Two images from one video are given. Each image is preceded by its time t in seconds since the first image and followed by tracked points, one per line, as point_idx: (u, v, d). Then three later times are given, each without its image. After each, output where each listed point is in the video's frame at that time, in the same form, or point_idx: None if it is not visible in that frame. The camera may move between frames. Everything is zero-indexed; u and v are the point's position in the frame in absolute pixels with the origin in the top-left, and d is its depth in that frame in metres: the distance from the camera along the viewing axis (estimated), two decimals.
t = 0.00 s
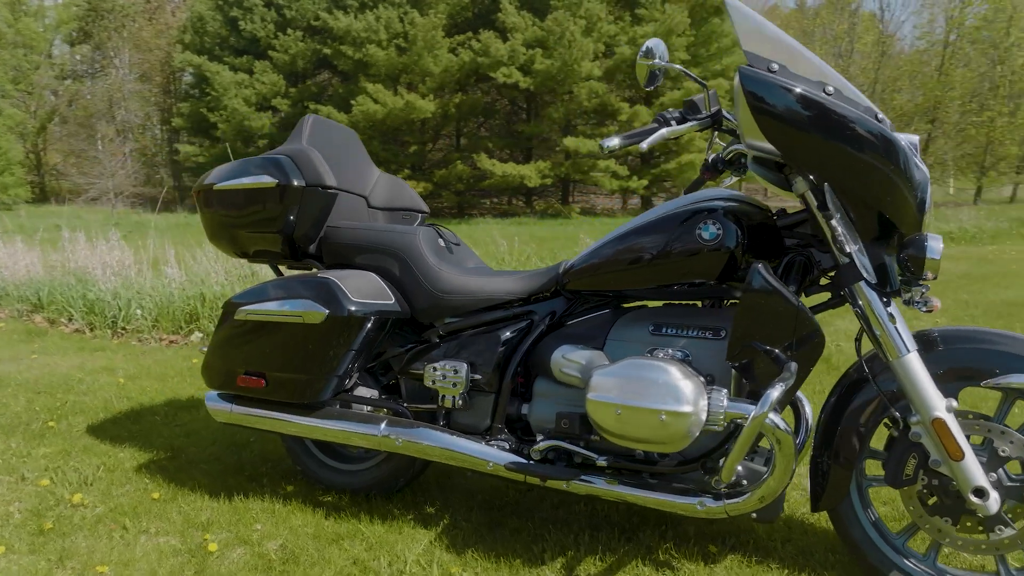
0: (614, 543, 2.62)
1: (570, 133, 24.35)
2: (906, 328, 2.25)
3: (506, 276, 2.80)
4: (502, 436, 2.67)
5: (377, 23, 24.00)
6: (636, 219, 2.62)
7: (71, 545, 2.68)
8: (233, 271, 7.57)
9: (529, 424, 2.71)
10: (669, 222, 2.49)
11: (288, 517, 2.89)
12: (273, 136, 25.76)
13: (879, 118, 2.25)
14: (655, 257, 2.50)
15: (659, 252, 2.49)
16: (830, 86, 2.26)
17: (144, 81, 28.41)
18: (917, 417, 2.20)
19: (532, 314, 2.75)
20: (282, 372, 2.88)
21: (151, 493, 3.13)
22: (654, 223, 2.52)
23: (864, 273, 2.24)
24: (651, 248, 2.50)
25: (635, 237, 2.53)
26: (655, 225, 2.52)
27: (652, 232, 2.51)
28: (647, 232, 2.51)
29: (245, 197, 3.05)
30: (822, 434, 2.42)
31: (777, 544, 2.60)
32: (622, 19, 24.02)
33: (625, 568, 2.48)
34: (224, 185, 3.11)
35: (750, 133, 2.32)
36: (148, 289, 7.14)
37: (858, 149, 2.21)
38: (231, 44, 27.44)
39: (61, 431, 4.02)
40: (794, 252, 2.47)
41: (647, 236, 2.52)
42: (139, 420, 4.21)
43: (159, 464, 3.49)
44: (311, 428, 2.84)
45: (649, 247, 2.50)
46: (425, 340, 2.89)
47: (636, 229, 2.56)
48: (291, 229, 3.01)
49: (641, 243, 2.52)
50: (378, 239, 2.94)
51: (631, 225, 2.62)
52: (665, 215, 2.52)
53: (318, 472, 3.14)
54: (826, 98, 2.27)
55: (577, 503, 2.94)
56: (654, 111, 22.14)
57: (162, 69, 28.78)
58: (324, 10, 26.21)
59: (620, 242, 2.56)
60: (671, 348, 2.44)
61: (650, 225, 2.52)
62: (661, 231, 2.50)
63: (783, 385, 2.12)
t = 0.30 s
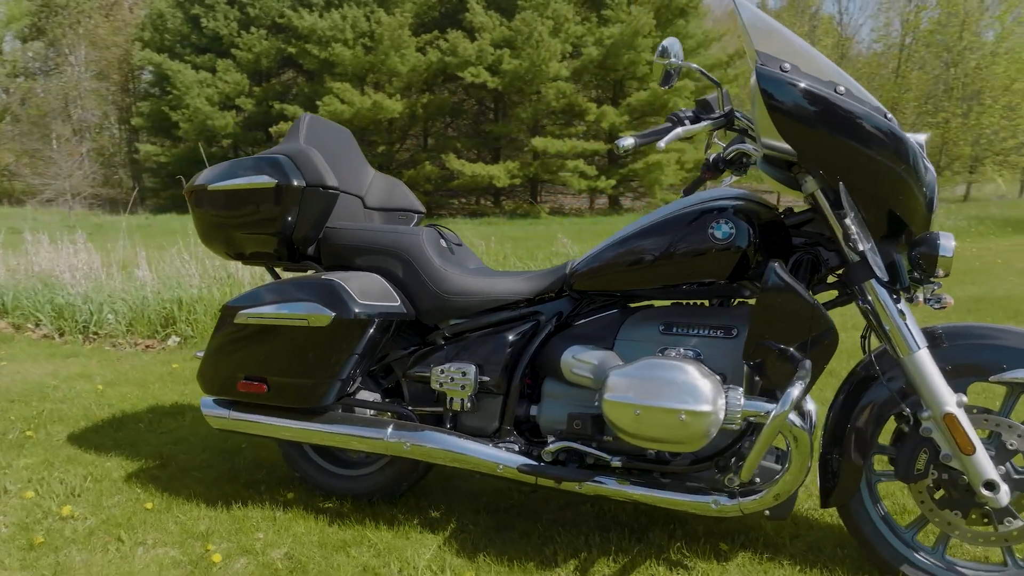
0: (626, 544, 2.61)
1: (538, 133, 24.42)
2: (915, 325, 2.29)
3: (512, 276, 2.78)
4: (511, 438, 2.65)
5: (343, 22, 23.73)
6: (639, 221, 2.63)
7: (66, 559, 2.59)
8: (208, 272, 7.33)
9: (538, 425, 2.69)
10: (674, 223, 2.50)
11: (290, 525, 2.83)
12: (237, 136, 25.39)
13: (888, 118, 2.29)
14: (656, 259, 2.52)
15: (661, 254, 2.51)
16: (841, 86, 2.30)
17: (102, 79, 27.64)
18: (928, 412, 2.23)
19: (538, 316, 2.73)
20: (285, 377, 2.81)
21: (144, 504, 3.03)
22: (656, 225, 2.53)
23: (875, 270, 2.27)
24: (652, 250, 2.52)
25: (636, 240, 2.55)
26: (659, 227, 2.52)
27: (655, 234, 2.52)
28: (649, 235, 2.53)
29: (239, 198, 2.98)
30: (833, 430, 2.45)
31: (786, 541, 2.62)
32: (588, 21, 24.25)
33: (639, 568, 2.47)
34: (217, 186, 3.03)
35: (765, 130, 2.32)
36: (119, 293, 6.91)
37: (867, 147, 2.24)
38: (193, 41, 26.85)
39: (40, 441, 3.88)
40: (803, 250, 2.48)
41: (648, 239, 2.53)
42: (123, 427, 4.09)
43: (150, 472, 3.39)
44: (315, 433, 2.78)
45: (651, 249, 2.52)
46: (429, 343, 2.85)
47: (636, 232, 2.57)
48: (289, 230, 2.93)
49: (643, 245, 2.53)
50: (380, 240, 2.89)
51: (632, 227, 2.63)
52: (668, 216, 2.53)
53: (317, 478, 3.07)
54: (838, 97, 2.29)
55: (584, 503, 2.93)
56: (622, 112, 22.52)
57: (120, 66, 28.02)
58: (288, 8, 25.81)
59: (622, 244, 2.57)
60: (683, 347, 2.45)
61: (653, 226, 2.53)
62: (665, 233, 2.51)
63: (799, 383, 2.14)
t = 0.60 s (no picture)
0: (639, 544, 2.61)
1: (506, 133, 24.55)
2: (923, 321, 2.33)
3: (515, 278, 2.75)
4: (522, 440, 2.63)
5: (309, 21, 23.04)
6: (642, 224, 2.64)
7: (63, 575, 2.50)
8: (183, 274, 7.13)
9: (547, 427, 2.67)
10: (678, 225, 2.51)
11: (295, 534, 2.77)
12: (201, 136, 25.07)
13: (896, 116, 2.33)
14: (657, 262, 2.53)
15: (662, 256, 2.52)
16: (851, 86, 2.32)
17: (57, 77, 26.84)
18: (938, 408, 2.27)
19: (546, 316, 2.71)
20: (289, 382, 2.76)
21: (139, 514, 2.95)
22: (659, 228, 2.54)
23: (885, 268, 2.30)
24: (653, 252, 2.53)
25: (636, 244, 2.56)
26: (661, 230, 2.53)
27: (658, 237, 2.53)
28: (650, 238, 2.54)
29: (233, 198, 2.91)
30: (842, 427, 2.48)
31: (795, 537, 2.66)
32: (556, 21, 24.51)
33: (654, 568, 2.48)
34: (210, 186, 2.96)
35: (780, 126, 2.31)
36: (90, 297, 6.68)
37: (875, 143, 2.27)
38: (152, 39, 26.21)
39: (21, 451, 3.74)
40: (811, 249, 2.50)
41: (649, 242, 2.54)
42: (107, 435, 3.97)
43: (143, 481, 3.29)
44: (321, 439, 2.73)
45: (651, 253, 2.53)
46: (435, 345, 2.82)
47: (636, 235, 2.59)
48: (289, 232, 2.86)
49: (643, 248, 2.54)
50: (380, 242, 2.84)
51: (634, 231, 2.64)
52: (671, 218, 2.54)
53: (320, 484, 3.02)
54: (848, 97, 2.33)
55: (592, 504, 2.93)
56: (590, 113, 23.05)
57: (77, 64, 27.24)
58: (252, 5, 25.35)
59: (622, 248, 2.58)
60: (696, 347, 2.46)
61: (655, 229, 2.54)
62: (667, 235, 2.52)
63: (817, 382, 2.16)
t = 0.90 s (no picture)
0: (650, 545, 2.62)
1: (475, 133, 24.54)
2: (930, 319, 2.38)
3: (518, 280, 2.73)
4: (533, 442, 2.62)
5: (273, 19, 22.80)
6: (643, 228, 2.66)
7: None
8: (156, 277, 6.95)
9: (557, 428, 2.66)
10: (681, 227, 2.52)
11: (300, 541, 2.72)
12: (163, 136, 24.57)
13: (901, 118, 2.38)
14: (657, 265, 2.55)
15: (663, 259, 2.54)
16: (858, 89, 2.37)
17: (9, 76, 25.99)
18: (945, 405, 2.32)
19: (553, 318, 2.71)
20: (295, 386, 2.70)
21: (136, 525, 2.86)
22: (665, 231, 2.55)
23: (894, 267, 2.34)
24: (653, 256, 2.55)
25: (636, 248, 2.58)
26: (663, 233, 2.55)
27: (660, 240, 2.54)
28: (650, 242, 2.56)
29: (228, 199, 2.85)
30: (850, 424, 2.52)
31: (802, 533, 2.69)
32: (523, 22, 24.65)
33: (667, 568, 2.49)
34: (205, 187, 2.89)
35: (794, 127, 2.30)
36: (61, 301, 6.45)
37: (881, 141, 2.30)
38: (110, 36, 25.54)
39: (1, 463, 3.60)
40: (818, 248, 2.52)
41: (649, 246, 2.56)
42: (91, 445, 3.85)
43: (136, 492, 3.20)
44: (328, 445, 2.69)
45: (652, 256, 2.55)
46: (442, 348, 2.80)
47: (637, 239, 2.60)
48: (290, 234, 2.81)
49: (644, 252, 2.56)
50: (382, 244, 2.81)
51: (636, 234, 2.66)
52: (673, 222, 2.56)
53: (323, 491, 2.96)
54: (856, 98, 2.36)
55: (599, 505, 2.93)
56: (558, 113, 23.34)
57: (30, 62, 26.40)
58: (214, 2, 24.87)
59: (622, 253, 2.59)
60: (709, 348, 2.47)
61: (657, 233, 2.55)
62: (668, 239, 2.53)
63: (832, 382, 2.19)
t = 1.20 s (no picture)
0: (661, 544, 2.63)
1: (442, 133, 24.44)
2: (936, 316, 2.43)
3: (524, 282, 2.72)
4: (544, 444, 2.61)
5: (237, 18, 22.35)
6: (645, 231, 2.68)
7: None
8: (130, 279, 6.77)
9: (568, 429, 2.66)
10: (686, 229, 2.55)
11: (308, 549, 2.67)
12: (123, 135, 23.98)
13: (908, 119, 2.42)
14: (657, 267, 2.58)
15: (664, 262, 2.57)
16: (867, 90, 2.40)
17: None
18: (951, 399, 2.38)
19: (562, 318, 2.71)
20: (303, 391, 2.67)
21: (135, 536, 2.79)
22: (670, 234, 2.57)
23: (901, 266, 2.39)
24: (653, 259, 2.58)
25: (637, 252, 2.60)
26: (664, 237, 2.58)
27: (665, 242, 2.57)
28: (651, 245, 2.58)
29: (226, 201, 2.79)
30: (857, 419, 2.56)
31: (809, 529, 2.72)
32: (491, 22, 24.71)
33: (681, 567, 2.50)
34: (202, 188, 2.83)
35: (808, 129, 2.32)
36: (30, 306, 6.24)
37: (887, 140, 2.34)
38: (66, 33, 24.84)
39: None
40: (824, 248, 2.56)
41: (650, 250, 2.59)
42: (77, 454, 3.73)
43: (131, 501, 3.12)
44: (337, 450, 2.65)
45: (651, 259, 2.58)
46: (451, 350, 2.78)
47: (639, 243, 2.63)
48: (295, 236, 2.75)
49: (644, 256, 2.59)
50: (386, 247, 2.78)
51: (639, 237, 2.68)
52: (677, 224, 2.58)
53: (328, 497, 2.92)
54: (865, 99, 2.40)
55: (606, 505, 2.94)
56: (527, 113, 23.45)
57: None
58: None
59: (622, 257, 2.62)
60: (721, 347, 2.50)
61: (659, 236, 2.58)
62: (670, 242, 2.56)
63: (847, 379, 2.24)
